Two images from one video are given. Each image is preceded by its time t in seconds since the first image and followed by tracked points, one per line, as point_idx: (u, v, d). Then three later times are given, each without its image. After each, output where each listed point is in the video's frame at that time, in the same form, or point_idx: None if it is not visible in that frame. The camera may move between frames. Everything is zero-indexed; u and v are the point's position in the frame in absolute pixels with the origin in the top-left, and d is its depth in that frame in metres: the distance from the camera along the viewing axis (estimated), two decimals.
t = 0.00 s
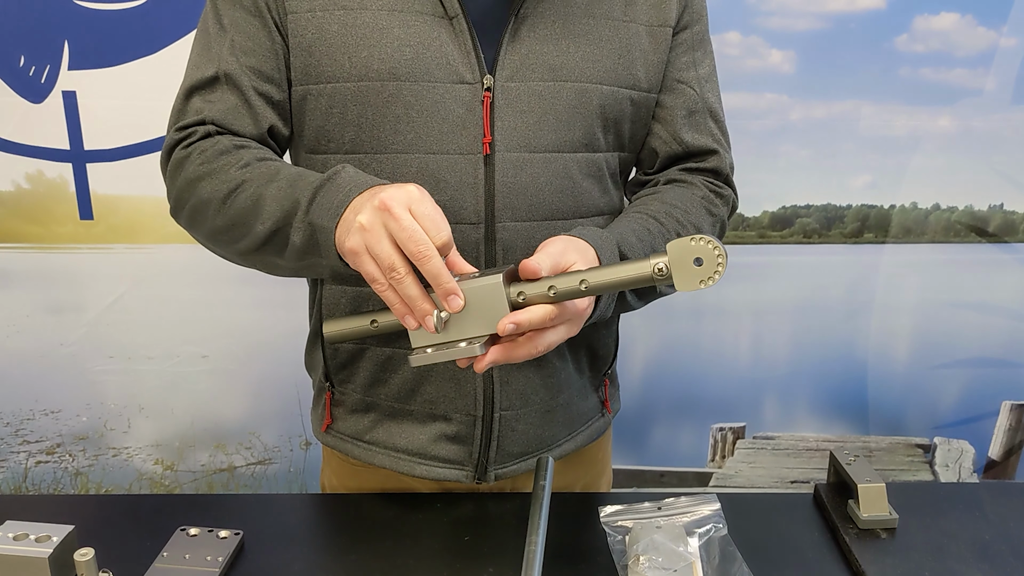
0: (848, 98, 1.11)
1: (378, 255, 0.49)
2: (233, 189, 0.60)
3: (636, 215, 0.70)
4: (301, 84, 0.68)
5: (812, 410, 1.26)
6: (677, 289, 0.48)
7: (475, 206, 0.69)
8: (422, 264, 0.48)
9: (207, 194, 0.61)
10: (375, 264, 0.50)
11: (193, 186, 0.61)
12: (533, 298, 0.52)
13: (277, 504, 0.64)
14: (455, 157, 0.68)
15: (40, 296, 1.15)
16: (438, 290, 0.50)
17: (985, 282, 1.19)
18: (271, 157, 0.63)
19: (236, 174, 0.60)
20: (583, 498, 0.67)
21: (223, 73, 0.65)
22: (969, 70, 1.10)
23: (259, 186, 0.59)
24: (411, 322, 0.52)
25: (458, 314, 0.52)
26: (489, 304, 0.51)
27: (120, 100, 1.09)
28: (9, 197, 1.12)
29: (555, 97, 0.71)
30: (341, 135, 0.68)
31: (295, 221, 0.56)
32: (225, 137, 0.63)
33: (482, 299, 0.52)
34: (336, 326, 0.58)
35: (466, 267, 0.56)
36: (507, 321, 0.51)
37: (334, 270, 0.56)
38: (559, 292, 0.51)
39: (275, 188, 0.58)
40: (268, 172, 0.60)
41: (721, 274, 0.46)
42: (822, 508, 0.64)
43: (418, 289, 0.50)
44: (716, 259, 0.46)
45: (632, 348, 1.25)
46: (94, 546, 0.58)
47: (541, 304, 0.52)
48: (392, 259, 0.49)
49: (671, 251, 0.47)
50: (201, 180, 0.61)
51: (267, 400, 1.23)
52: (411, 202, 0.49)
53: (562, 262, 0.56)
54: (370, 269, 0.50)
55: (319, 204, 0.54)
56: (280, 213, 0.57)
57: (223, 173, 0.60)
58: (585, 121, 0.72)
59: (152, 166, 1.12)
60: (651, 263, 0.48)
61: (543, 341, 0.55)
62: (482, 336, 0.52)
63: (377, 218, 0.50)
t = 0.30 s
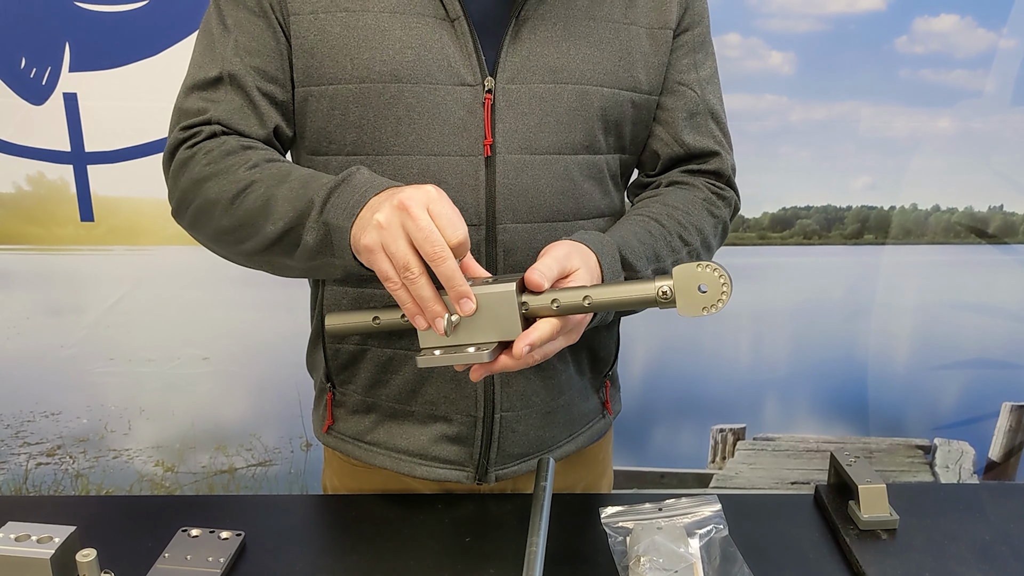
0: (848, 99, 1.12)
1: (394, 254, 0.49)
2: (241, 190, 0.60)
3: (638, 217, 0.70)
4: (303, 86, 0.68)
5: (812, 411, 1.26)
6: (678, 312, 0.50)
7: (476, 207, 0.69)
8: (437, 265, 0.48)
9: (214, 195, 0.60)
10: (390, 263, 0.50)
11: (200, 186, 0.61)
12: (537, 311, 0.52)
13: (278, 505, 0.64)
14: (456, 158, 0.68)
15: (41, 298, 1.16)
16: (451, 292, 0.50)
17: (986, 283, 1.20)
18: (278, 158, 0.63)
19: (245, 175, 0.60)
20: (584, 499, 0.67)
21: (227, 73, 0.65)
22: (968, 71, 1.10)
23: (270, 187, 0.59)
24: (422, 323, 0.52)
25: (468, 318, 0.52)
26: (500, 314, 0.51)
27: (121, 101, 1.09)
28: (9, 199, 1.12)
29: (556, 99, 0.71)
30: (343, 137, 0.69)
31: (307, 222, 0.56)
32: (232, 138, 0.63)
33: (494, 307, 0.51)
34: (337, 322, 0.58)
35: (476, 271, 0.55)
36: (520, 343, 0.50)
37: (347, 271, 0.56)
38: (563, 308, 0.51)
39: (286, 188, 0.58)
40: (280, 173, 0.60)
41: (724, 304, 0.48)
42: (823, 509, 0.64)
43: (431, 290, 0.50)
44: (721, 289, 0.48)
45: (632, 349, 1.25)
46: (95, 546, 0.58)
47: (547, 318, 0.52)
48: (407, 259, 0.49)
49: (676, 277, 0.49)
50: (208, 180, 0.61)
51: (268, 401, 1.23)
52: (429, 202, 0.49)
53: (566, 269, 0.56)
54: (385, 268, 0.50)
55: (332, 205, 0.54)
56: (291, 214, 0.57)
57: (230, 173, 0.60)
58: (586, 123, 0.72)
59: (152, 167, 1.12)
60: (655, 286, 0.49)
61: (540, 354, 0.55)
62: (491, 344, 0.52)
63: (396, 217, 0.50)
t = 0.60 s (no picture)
0: (847, 101, 1.12)
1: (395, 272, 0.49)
2: (245, 198, 0.60)
3: (638, 223, 0.70)
4: (303, 88, 0.68)
5: (811, 413, 1.27)
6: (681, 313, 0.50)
7: (475, 210, 0.69)
8: (439, 283, 0.48)
9: (219, 203, 0.61)
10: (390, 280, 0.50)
11: (205, 194, 0.62)
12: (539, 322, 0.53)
13: (278, 507, 0.64)
14: (455, 162, 0.69)
15: (41, 300, 1.16)
16: (452, 310, 0.50)
17: (985, 285, 1.20)
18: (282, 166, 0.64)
19: (249, 183, 0.60)
20: (584, 500, 0.67)
21: (228, 77, 0.65)
22: (967, 73, 1.10)
23: (274, 196, 0.59)
24: (421, 340, 0.52)
25: (472, 333, 0.52)
26: (503, 326, 0.52)
27: (122, 103, 1.09)
28: (9, 201, 1.12)
29: (555, 103, 0.71)
30: (342, 139, 0.69)
31: (310, 234, 0.57)
32: (236, 145, 0.63)
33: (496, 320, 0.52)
34: (344, 347, 0.59)
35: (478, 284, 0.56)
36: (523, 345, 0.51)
37: (350, 286, 0.57)
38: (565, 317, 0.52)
39: (290, 199, 0.58)
40: (284, 183, 0.60)
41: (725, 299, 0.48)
42: (821, 509, 0.64)
43: (433, 307, 0.50)
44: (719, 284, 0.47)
45: (632, 351, 1.25)
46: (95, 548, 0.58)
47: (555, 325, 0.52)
48: (409, 276, 0.49)
49: (674, 276, 0.49)
50: (213, 188, 0.61)
51: (267, 403, 1.23)
52: (431, 221, 0.50)
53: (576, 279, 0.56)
54: (386, 286, 0.50)
55: (337, 216, 0.54)
56: (294, 224, 0.57)
57: (235, 181, 0.61)
58: (584, 126, 0.73)
59: (153, 169, 1.12)
60: (655, 286, 0.49)
61: (548, 364, 0.55)
62: (495, 357, 0.52)
63: (396, 235, 0.50)
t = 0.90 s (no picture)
0: (846, 103, 1.12)
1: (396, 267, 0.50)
2: (243, 196, 0.60)
3: (634, 228, 0.70)
4: (298, 89, 0.69)
5: (810, 414, 1.27)
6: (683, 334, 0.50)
7: (468, 213, 0.70)
8: (440, 279, 0.49)
9: (217, 201, 0.61)
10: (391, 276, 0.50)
11: (203, 193, 0.61)
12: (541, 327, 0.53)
13: (277, 508, 0.65)
14: (449, 164, 0.69)
15: (41, 302, 1.16)
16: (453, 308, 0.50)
17: (983, 286, 1.20)
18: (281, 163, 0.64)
19: (248, 180, 0.60)
20: (582, 501, 0.67)
21: (228, 76, 0.65)
22: (965, 75, 1.10)
23: (272, 193, 0.59)
24: (419, 338, 0.52)
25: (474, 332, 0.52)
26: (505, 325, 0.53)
27: (122, 106, 1.10)
28: (9, 203, 1.12)
29: (549, 106, 0.71)
30: (337, 141, 0.69)
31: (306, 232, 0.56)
32: (234, 143, 0.63)
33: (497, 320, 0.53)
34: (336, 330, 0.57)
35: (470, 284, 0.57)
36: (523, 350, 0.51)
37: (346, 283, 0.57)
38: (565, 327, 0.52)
39: (286, 197, 0.58)
40: (281, 180, 0.60)
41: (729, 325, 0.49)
42: (819, 510, 0.65)
43: (433, 305, 0.50)
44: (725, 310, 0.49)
45: (631, 353, 1.25)
46: (95, 548, 0.58)
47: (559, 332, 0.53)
48: (409, 275, 0.49)
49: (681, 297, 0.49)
50: (211, 187, 0.61)
51: (267, 405, 1.23)
52: (431, 216, 0.50)
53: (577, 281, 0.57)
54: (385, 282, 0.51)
55: (332, 215, 0.54)
56: (292, 220, 0.57)
57: (233, 179, 0.61)
58: (578, 130, 0.73)
59: (152, 171, 1.12)
60: (660, 306, 0.50)
61: (547, 367, 0.55)
62: (496, 357, 0.53)
63: (397, 231, 0.50)
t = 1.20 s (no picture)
0: (844, 105, 1.12)
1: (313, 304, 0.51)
2: (196, 212, 0.63)
3: (650, 235, 0.71)
4: (292, 95, 0.70)
5: (809, 415, 1.27)
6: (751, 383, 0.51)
7: (461, 218, 0.70)
8: (344, 301, 0.49)
9: (175, 211, 0.64)
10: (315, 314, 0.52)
11: (170, 200, 0.66)
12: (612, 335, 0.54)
13: (278, 508, 0.65)
14: (442, 168, 0.69)
15: (41, 303, 1.16)
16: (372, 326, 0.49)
17: (982, 288, 1.20)
18: (240, 179, 0.65)
19: (201, 197, 0.63)
20: (582, 501, 0.67)
21: (202, 85, 0.67)
22: (964, 76, 1.11)
23: (216, 214, 0.61)
24: (366, 358, 0.52)
25: (545, 313, 0.55)
26: (572, 318, 0.54)
27: (122, 107, 1.10)
28: (10, 204, 1.13)
29: (543, 111, 0.72)
30: (331, 147, 0.69)
31: (237, 260, 0.59)
32: (199, 153, 0.66)
33: (564, 313, 0.55)
34: (417, 282, 0.60)
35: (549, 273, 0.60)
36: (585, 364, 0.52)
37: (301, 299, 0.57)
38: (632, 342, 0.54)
39: (225, 220, 0.61)
40: (226, 200, 0.62)
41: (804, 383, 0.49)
42: (818, 510, 0.65)
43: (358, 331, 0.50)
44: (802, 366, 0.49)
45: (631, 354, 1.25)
46: (96, 547, 0.59)
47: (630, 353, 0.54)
48: (322, 314, 0.50)
49: (763, 345, 0.51)
50: (175, 196, 0.65)
51: (266, 406, 1.24)
52: (317, 247, 0.51)
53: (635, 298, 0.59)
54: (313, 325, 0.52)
55: (265, 243, 0.56)
56: (228, 245, 0.60)
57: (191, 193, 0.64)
58: (571, 133, 0.73)
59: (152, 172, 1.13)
60: (738, 348, 0.51)
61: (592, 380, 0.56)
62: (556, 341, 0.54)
63: (296, 276, 0.52)
